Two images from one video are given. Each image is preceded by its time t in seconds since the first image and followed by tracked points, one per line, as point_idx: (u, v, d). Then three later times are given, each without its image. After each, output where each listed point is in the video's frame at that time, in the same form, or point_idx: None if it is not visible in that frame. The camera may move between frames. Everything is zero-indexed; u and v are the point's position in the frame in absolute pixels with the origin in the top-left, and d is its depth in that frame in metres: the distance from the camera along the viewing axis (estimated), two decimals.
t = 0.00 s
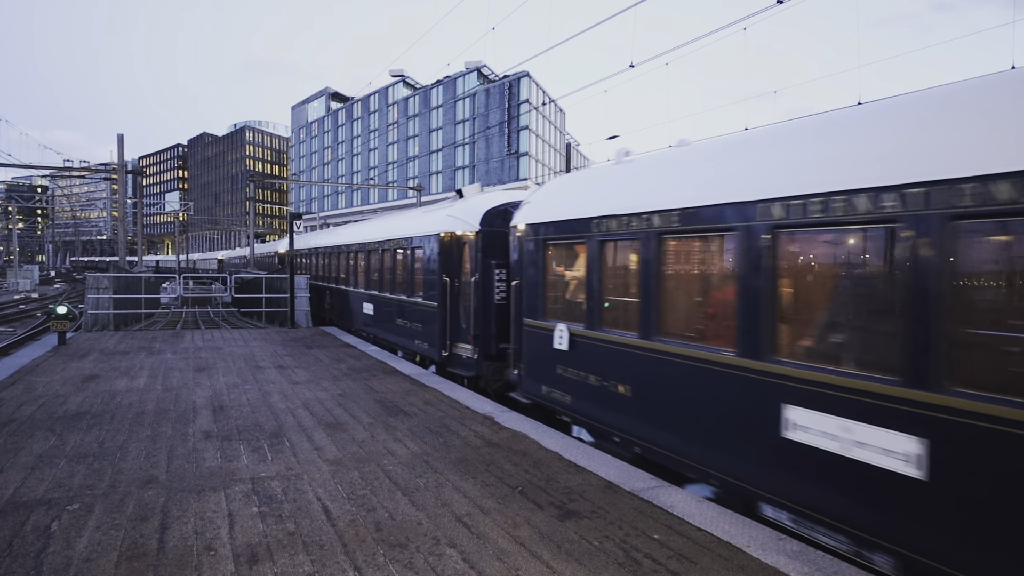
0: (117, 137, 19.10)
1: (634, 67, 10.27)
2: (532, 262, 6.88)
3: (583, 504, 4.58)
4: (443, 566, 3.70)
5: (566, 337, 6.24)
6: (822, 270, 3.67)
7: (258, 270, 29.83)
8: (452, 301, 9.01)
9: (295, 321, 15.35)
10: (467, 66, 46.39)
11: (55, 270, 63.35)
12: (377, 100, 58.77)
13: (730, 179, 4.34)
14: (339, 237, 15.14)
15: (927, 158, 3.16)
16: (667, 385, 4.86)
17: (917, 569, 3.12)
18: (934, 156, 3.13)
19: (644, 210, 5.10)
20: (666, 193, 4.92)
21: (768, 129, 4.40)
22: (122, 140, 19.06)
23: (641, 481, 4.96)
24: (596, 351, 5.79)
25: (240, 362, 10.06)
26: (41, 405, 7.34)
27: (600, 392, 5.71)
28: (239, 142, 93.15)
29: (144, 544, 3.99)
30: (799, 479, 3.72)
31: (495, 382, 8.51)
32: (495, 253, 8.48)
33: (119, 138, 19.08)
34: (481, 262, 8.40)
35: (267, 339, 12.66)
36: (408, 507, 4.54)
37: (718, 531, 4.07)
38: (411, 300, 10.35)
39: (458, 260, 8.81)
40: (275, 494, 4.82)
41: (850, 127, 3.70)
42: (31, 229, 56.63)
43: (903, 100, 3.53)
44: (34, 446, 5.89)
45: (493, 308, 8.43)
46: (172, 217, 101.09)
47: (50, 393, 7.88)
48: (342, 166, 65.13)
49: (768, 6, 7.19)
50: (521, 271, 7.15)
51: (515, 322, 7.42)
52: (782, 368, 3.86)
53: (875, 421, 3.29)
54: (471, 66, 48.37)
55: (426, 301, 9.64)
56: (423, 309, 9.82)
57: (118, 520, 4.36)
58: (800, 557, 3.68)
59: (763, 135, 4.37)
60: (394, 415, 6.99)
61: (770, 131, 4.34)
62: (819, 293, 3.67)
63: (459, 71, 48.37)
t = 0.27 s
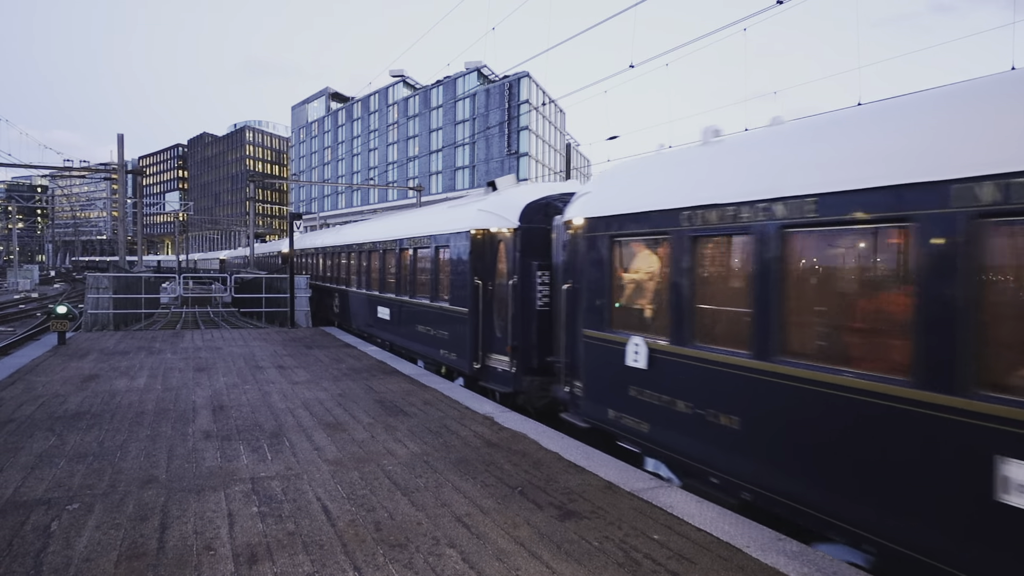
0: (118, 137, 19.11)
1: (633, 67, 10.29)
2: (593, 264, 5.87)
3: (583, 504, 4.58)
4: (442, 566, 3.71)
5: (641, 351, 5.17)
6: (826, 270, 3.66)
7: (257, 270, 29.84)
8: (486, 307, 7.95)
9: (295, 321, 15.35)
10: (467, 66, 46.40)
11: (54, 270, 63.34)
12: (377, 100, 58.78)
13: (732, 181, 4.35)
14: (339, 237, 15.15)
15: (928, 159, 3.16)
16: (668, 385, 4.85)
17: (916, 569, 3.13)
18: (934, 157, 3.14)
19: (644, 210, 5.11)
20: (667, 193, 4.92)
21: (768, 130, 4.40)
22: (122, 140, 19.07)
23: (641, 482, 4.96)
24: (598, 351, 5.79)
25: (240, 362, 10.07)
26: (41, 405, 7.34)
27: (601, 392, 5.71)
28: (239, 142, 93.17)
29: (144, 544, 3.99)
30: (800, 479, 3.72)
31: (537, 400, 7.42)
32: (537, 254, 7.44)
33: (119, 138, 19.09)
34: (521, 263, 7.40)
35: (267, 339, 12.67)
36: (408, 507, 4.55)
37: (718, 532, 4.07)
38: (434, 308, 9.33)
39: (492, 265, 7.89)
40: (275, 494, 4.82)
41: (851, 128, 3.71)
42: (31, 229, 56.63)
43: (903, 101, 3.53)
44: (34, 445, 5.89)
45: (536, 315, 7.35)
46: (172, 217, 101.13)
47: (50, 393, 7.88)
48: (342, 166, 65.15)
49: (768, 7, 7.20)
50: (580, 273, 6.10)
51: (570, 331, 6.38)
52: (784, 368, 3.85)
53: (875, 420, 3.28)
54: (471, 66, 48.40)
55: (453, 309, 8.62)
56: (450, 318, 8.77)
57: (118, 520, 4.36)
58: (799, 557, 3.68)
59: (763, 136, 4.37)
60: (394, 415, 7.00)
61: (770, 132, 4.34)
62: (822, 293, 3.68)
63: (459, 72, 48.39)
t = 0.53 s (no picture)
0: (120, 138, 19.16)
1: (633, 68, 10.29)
2: (676, 269, 4.86)
3: (585, 505, 4.58)
4: (445, 566, 3.71)
5: (760, 374, 4.12)
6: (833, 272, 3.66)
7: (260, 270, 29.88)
8: (534, 315, 7.01)
9: (297, 322, 15.37)
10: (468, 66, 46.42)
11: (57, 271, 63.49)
12: (379, 101, 58.84)
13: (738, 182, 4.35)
14: (340, 237, 15.17)
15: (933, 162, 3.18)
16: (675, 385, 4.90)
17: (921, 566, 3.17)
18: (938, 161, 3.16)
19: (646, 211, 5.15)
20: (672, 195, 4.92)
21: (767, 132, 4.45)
22: (123, 141, 19.09)
23: (643, 482, 4.96)
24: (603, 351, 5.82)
25: (242, 362, 10.08)
26: (43, 405, 7.36)
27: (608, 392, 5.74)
28: (241, 143, 93.33)
29: (147, 544, 4.00)
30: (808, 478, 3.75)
31: (585, 423, 6.50)
32: (595, 256, 6.56)
33: (120, 139, 19.11)
34: (575, 266, 6.45)
35: (268, 339, 12.70)
36: (410, 508, 4.55)
37: (721, 532, 4.07)
38: (468, 316, 8.36)
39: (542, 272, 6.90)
40: (277, 494, 4.83)
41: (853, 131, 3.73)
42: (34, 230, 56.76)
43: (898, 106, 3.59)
44: (37, 446, 5.91)
45: (592, 324, 6.47)
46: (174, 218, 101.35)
47: (53, 393, 7.91)
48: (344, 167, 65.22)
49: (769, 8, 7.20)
50: (659, 278, 5.10)
51: (645, 348, 5.38)
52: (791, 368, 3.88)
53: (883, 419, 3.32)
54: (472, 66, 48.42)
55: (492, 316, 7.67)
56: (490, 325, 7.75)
57: (120, 520, 4.36)
58: (802, 558, 3.68)
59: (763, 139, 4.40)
60: (396, 415, 7.00)
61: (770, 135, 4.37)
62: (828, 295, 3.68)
63: (461, 72, 48.41)
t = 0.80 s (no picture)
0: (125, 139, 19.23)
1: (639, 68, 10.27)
2: (827, 273, 3.80)
3: (590, 505, 4.57)
4: (450, 566, 3.71)
5: (981, 418, 3.02)
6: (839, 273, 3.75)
7: (264, 271, 29.91)
8: (607, 324, 5.95)
9: (301, 322, 15.38)
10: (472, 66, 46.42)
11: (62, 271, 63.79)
12: (382, 102, 58.91)
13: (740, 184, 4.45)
14: (345, 238, 15.20)
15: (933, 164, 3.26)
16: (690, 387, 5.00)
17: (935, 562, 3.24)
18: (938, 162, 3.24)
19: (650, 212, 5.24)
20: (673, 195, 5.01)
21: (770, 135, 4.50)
22: (128, 142, 19.15)
23: (648, 483, 4.95)
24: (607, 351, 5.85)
25: (247, 362, 10.10)
26: (50, 405, 7.39)
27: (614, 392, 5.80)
28: (245, 144, 93.56)
29: (152, 543, 4.01)
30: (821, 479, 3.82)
31: (669, 459, 5.39)
32: (680, 256, 5.42)
33: (126, 140, 19.18)
34: (656, 267, 5.34)
35: (273, 339, 12.73)
36: (415, 508, 4.55)
37: (726, 533, 4.06)
38: (512, 324, 7.42)
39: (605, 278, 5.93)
40: (282, 494, 4.84)
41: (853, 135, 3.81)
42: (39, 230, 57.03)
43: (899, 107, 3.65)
44: (43, 445, 5.93)
45: (679, 332, 5.23)
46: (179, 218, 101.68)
47: (59, 393, 7.94)
48: (347, 167, 65.29)
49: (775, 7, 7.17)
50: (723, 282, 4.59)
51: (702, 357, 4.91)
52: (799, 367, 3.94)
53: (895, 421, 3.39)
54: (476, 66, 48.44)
55: (546, 325, 6.68)
56: (530, 334, 7.05)
57: (126, 519, 4.38)
58: (808, 559, 3.67)
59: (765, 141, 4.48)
60: (401, 415, 7.01)
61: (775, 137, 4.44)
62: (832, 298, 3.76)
63: (464, 73, 48.42)
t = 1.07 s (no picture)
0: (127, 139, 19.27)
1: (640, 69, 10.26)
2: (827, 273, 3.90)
3: (592, 505, 4.57)
4: (452, 566, 3.71)
5: None
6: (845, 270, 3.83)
7: (267, 271, 29.93)
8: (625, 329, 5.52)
9: (303, 322, 15.39)
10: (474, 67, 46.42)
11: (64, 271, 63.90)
12: (384, 102, 58.95)
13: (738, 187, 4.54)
14: (347, 238, 15.21)
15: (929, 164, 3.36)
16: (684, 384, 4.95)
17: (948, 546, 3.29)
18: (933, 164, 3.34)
19: (643, 212, 5.21)
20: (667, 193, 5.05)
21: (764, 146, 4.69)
22: (130, 142, 19.18)
23: (650, 483, 4.94)
24: (600, 354, 5.84)
25: (249, 362, 10.11)
26: (52, 405, 7.40)
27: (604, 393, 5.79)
28: (248, 145, 93.77)
29: (155, 544, 4.01)
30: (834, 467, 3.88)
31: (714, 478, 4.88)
32: (798, 257, 4.38)
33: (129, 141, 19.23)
34: (763, 266, 4.35)
35: (275, 339, 12.75)
36: (417, 508, 4.55)
37: (729, 534, 4.05)
38: (531, 329, 7.04)
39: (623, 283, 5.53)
40: (284, 494, 4.84)
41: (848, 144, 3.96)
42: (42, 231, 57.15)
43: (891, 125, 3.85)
44: (46, 445, 5.94)
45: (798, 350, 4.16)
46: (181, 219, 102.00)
47: (62, 393, 7.95)
48: (349, 167, 65.33)
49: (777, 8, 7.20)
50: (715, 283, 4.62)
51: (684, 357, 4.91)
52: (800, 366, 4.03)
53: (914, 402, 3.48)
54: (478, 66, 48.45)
55: (571, 328, 6.28)
56: (546, 338, 6.76)
57: (129, 519, 4.38)
58: (811, 559, 3.66)
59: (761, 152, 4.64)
60: (403, 416, 7.01)
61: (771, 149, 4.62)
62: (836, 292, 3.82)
63: (466, 73, 48.45)
